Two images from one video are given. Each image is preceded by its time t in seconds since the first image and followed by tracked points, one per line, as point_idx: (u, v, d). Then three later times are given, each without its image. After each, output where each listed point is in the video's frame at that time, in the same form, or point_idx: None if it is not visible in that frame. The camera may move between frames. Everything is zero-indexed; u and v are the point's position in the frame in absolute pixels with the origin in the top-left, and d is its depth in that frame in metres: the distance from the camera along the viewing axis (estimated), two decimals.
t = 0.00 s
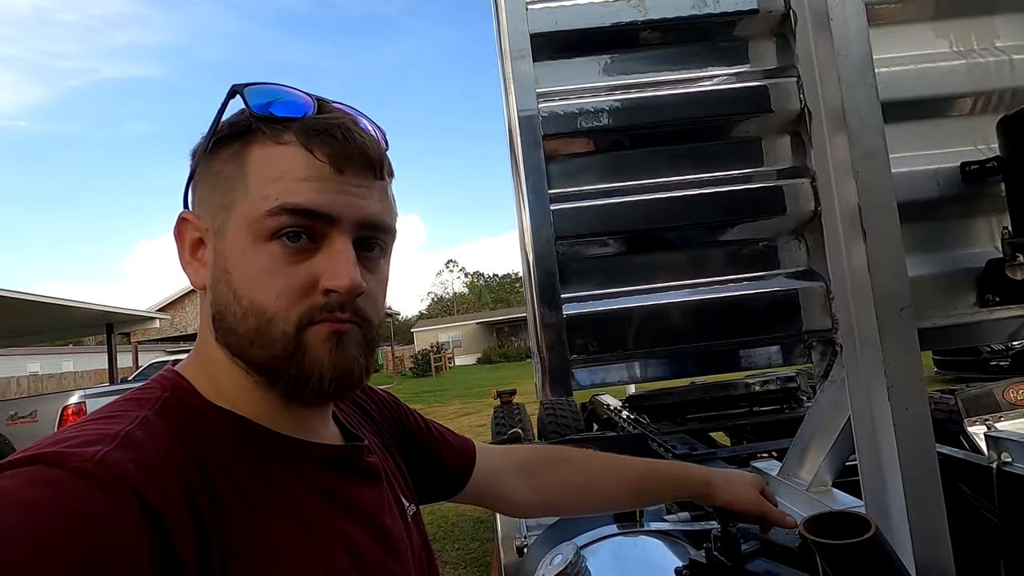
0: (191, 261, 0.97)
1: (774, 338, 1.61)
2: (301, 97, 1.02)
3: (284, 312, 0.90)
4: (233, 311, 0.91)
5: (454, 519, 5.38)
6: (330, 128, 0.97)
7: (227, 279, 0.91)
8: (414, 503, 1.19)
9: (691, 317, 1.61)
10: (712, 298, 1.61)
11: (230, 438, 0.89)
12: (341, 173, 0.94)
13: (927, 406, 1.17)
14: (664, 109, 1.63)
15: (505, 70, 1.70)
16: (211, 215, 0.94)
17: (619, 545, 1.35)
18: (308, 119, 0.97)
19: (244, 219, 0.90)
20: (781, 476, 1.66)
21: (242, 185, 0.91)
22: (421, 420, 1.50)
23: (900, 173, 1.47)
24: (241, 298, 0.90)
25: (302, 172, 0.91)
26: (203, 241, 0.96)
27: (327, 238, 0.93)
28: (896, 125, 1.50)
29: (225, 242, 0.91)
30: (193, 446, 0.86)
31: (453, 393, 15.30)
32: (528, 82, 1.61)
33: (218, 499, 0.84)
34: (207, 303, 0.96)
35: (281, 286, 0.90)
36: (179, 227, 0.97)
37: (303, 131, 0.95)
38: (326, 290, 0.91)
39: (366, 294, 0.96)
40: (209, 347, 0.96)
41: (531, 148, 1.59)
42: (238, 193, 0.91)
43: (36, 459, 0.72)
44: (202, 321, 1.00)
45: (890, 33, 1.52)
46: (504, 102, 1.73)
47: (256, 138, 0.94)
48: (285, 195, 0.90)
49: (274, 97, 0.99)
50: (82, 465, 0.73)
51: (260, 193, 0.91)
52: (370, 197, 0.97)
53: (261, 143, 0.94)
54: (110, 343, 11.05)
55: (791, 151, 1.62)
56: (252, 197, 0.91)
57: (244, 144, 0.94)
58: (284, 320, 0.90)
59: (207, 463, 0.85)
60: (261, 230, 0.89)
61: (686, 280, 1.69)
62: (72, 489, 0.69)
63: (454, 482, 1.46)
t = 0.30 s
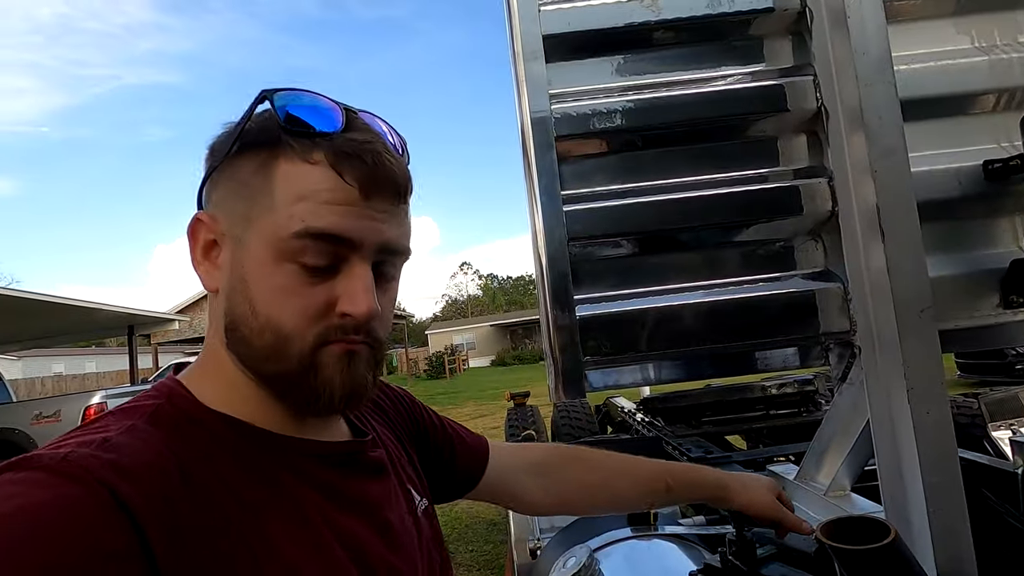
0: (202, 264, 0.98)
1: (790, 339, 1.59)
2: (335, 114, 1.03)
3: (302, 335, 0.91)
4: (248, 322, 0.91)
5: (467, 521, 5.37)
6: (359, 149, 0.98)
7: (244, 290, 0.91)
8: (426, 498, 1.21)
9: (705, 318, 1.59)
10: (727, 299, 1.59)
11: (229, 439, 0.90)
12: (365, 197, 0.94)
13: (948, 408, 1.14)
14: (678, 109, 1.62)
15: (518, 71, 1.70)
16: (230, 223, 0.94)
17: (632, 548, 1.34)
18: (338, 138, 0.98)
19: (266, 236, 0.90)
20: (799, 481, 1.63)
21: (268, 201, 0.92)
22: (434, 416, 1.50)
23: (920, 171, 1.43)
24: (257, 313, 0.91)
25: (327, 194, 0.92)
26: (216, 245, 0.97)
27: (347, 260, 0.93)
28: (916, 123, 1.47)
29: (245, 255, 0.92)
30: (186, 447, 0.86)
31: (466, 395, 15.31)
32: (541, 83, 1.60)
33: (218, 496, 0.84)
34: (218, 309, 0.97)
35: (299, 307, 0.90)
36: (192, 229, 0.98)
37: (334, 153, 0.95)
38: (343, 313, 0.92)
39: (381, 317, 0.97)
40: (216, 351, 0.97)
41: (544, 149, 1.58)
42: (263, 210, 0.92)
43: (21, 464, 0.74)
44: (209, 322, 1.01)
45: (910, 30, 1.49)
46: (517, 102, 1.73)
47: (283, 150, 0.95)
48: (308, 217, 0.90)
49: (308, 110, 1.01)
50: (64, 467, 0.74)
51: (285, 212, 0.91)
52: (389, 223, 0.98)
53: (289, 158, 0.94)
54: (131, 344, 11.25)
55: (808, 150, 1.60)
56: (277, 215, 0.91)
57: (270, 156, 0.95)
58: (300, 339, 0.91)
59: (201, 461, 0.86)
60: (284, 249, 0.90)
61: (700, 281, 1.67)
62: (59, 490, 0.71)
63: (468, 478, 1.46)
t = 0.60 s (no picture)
0: (201, 288, 1.01)
1: (799, 343, 1.58)
2: (351, 144, 1.07)
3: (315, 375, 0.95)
4: (262, 359, 0.95)
5: (480, 526, 5.38)
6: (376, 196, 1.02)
7: (258, 329, 0.94)
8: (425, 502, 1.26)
9: (714, 322, 1.58)
10: (736, 303, 1.58)
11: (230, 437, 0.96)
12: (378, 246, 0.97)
13: (962, 414, 1.12)
14: (686, 112, 1.61)
15: (526, 76, 1.70)
16: (238, 261, 0.96)
17: (642, 552, 1.33)
18: (356, 181, 1.00)
19: (279, 281, 0.93)
20: (810, 485, 1.61)
21: (282, 249, 0.93)
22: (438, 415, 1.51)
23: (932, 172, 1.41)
24: (272, 351, 0.94)
25: (346, 246, 0.93)
26: (218, 272, 1.00)
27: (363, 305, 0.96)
28: (927, 124, 1.45)
29: (258, 297, 0.94)
30: (194, 439, 0.94)
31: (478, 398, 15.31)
32: (548, 88, 1.59)
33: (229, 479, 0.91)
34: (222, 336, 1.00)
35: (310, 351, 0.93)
36: (190, 256, 1.00)
37: (352, 201, 0.98)
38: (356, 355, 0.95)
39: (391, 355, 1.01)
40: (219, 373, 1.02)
41: (551, 153, 1.58)
42: (273, 258, 0.93)
43: (59, 445, 0.80)
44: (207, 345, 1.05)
45: (921, 31, 1.48)
46: (524, 107, 1.74)
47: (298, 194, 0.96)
48: (322, 265, 0.92)
49: (334, 143, 1.04)
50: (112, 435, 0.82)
51: (302, 260, 0.92)
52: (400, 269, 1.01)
53: (306, 205, 0.95)
54: (147, 348, 11.38)
55: (818, 152, 1.59)
56: (293, 262, 0.92)
57: (286, 199, 0.96)
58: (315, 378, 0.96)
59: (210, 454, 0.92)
60: (301, 296, 0.92)
61: (709, 285, 1.67)
62: (101, 455, 0.75)
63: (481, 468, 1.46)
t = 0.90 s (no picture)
0: (247, 300, 0.94)
1: (811, 345, 1.56)
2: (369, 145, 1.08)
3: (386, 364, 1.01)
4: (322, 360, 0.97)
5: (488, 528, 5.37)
6: (416, 187, 1.11)
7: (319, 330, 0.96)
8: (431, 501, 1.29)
9: (724, 323, 1.57)
10: (746, 304, 1.56)
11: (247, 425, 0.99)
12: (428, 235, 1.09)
13: (977, 417, 1.11)
14: (695, 112, 1.60)
15: (533, 78, 1.70)
16: (294, 267, 0.95)
17: (651, 555, 1.31)
18: (397, 176, 1.08)
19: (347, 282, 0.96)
20: (822, 488, 1.59)
21: (346, 253, 0.97)
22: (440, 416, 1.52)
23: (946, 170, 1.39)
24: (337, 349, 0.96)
25: (405, 240, 1.01)
26: (268, 280, 0.94)
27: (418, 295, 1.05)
28: (940, 123, 1.44)
29: (323, 299, 0.95)
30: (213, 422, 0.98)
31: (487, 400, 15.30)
32: (556, 89, 1.60)
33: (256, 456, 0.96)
34: (281, 344, 0.97)
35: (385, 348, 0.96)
36: (235, 267, 0.92)
37: (403, 197, 1.06)
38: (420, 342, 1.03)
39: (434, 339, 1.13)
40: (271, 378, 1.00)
41: (559, 155, 1.59)
42: (338, 261, 0.96)
43: (99, 417, 0.89)
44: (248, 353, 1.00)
45: (933, 28, 1.46)
46: (532, 109, 1.74)
47: (359, 197, 1.01)
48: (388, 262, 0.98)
49: (351, 147, 1.03)
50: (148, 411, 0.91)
51: (364, 260, 0.98)
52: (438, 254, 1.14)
53: (364, 207, 1.01)
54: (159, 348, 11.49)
55: (829, 152, 1.58)
56: (359, 263, 0.98)
57: (341, 204, 1.00)
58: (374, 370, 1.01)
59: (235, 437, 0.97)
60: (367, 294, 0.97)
61: (718, 285, 1.66)
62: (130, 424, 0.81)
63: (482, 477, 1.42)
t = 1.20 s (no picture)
0: (281, 302, 0.95)
1: (819, 347, 1.55)
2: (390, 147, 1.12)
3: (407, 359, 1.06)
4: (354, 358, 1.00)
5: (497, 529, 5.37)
6: (436, 193, 1.19)
7: (357, 329, 1.00)
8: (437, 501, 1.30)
9: (732, 326, 1.56)
10: (755, 306, 1.56)
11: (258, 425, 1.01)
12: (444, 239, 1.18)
13: (990, 421, 1.09)
14: (703, 114, 1.59)
15: (541, 81, 1.71)
16: (334, 268, 0.98)
17: (658, 555, 1.26)
18: (420, 184, 1.16)
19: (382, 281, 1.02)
20: (831, 492, 1.58)
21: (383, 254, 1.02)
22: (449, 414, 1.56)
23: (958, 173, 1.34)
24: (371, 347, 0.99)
25: (431, 240, 1.11)
26: (305, 282, 0.96)
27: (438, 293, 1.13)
28: (951, 124, 1.42)
29: (361, 297, 0.99)
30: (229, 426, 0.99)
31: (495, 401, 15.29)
32: (565, 93, 1.60)
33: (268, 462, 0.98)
34: (304, 345, 0.99)
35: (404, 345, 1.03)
36: (275, 268, 0.93)
37: (428, 202, 1.15)
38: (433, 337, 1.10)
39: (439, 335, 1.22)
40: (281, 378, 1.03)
41: (566, 156, 1.59)
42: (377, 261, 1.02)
43: (110, 429, 0.88)
44: (264, 354, 1.02)
45: (944, 28, 1.45)
46: (539, 112, 1.75)
47: (395, 202, 1.07)
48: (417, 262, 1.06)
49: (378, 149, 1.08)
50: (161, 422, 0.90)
51: (399, 258, 1.05)
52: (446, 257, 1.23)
53: (399, 209, 1.07)
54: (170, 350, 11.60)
55: (838, 153, 1.58)
56: (394, 261, 1.04)
57: (378, 207, 1.05)
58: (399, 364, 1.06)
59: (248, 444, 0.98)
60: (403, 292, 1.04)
61: (726, 287, 1.66)
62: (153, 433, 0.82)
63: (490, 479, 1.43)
